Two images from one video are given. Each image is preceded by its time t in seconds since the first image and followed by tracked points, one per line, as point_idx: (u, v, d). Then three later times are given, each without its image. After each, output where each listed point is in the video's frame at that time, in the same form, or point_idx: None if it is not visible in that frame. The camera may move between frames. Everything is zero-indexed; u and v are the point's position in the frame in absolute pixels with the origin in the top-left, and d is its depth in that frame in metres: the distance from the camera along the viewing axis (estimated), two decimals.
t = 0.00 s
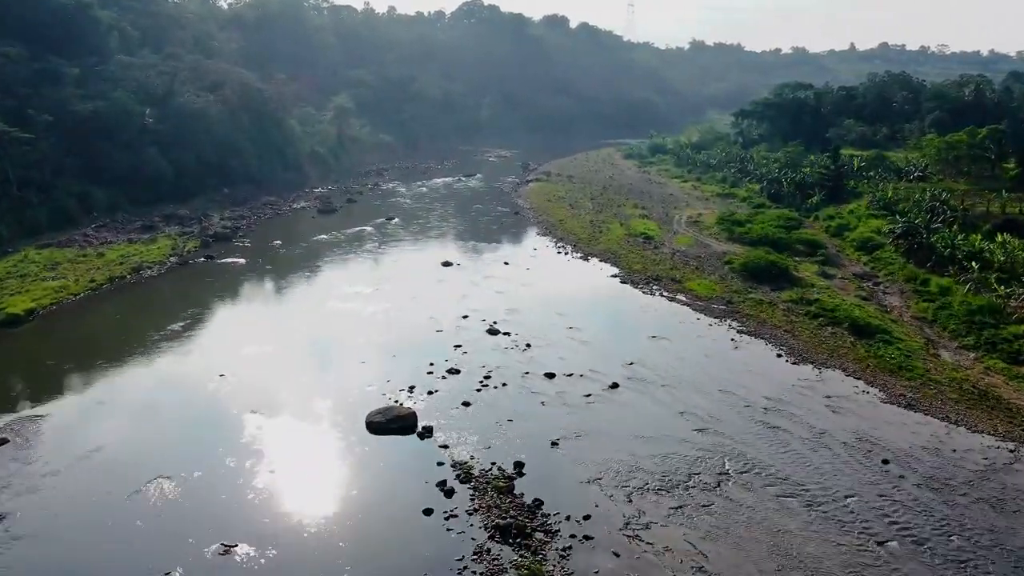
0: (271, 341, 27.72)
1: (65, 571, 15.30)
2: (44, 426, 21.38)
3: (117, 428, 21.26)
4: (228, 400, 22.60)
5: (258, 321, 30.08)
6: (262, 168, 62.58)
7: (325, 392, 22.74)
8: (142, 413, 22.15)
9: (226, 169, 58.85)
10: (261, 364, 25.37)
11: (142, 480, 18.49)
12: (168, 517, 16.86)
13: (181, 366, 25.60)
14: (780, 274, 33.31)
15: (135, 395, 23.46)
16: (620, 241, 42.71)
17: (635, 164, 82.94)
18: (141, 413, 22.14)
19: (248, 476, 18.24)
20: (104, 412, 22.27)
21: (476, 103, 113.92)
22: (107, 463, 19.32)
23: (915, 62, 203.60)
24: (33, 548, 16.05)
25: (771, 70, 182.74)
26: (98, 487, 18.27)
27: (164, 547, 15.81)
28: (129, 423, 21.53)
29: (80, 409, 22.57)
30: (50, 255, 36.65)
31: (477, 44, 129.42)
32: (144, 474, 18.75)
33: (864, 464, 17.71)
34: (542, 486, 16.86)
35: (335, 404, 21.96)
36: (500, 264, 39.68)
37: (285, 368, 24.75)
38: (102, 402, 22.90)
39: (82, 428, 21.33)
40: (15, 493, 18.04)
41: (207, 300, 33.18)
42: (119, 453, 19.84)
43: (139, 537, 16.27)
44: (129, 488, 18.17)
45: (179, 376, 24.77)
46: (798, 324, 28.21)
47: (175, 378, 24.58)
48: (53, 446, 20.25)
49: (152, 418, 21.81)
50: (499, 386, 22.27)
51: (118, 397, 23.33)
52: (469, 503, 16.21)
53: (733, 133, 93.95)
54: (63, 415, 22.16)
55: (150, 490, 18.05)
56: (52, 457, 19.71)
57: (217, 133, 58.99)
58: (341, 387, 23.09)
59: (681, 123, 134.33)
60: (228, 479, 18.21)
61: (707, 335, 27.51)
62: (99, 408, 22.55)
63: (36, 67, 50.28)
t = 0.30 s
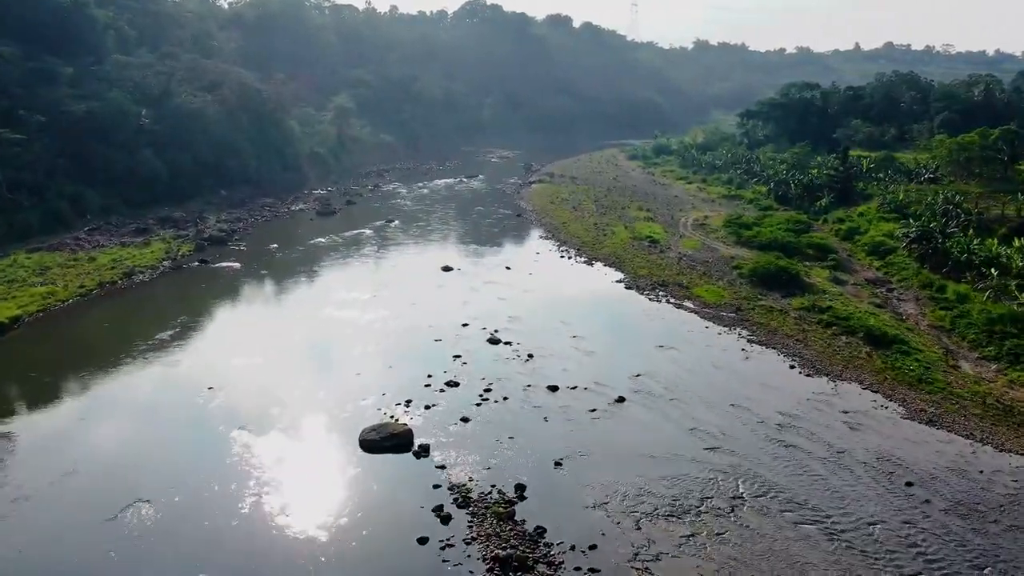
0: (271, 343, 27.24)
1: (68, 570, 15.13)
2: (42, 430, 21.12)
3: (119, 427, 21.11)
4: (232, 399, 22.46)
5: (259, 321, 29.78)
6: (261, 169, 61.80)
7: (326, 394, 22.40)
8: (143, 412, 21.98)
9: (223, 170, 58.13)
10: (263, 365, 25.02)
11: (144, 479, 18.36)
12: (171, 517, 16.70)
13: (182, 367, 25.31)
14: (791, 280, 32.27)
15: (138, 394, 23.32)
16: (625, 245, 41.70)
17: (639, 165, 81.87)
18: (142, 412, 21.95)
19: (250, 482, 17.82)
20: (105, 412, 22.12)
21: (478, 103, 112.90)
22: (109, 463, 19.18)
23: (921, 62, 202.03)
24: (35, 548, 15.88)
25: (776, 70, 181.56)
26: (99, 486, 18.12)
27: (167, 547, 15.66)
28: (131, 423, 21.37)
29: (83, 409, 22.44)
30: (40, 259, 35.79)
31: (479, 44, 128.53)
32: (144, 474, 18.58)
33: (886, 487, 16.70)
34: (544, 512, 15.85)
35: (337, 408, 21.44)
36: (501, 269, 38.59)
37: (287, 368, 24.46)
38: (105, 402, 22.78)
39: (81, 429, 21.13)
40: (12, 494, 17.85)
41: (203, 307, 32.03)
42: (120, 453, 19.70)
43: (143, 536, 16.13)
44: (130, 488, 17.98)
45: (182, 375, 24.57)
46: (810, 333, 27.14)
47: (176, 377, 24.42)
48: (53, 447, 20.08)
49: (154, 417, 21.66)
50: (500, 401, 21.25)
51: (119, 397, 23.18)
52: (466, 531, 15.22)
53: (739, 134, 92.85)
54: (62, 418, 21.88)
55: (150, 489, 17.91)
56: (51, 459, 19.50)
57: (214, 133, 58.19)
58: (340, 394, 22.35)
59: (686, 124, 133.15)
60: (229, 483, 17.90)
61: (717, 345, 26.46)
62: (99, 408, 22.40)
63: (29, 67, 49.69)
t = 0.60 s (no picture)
0: (269, 348, 26.99)
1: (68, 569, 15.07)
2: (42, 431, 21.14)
3: (121, 429, 21.20)
4: (236, 399, 22.64)
5: (257, 323, 29.66)
6: (259, 173, 62.54)
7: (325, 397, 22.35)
8: (145, 414, 22.03)
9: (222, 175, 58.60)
10: (263, 368, 25.02)
11: (148, 479, 18.41)
12: (170, 520, 16.54)
13: (182, 369, 25.33)
14: (800, 286, 31.27)
15: (140, 395, 23.45)
16: (628, 249, 40.72)
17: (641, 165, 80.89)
18: (144, 414, 22.03)
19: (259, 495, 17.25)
20: (107, 414, 22.20)
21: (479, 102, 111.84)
22: (110, 464, 19.25)
23: (923, 61, 201.16)
24: (36, 547, 15.87)
25: (779, 70, 180.61)
26: (100, 487, 18.15)
27: (168, 546, 15.60)
28: (132, 424, 21.46)
29: (85, 409, 22.52)
30: (27, 263, 34.83)
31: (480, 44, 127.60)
32: (145, 476, 18.61)
33: (910, 513, 15.69)
34: (545, 542, 14.82)
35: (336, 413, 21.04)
36: (501, 274, 37.54)
37: (286, 371, 24.48)
38: (106, 402, 22.91)
39: (82, 431, 21.18)
40: (11, 494, 17.86)
41: (190, 316, 31.05)
42: (122, 454, 19.76)
43: (146, 535, 16.09)
44: (130, 489, 17.98)
45: (184, 377, 24.65)
46: (822, 343, 26.11)
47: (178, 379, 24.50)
48: (54, 448, 20.17)
49: (155, 419, 21.71)
50: (499, 417, 20.28)
51: (120, 398, 23.28)
52: (462, 564, 14.21)
53: (741, 134, 91.88)
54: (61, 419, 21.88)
55: (150, 490, 17.92)
56: (53, 460, 19.59)
57: (210, 134, 57.19)
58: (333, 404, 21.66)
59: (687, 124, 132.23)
60: (231, 483, 17.86)
61: (724, 355, 25.45)
62: (101, 409, 22.49)
63: (20, 66, 48.62)
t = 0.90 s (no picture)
0: (265, 351, 26.70)
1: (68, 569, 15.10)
2: (41, 433, 21.21)
3: (120, 429, 21.28)
4: (235, 400, 22.69)
5: (254, 324, 29.46)
6: (254, 173, 61.14)
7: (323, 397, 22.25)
8: (145, 414, 22.10)
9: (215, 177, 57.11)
10: (261, 369, 24.99)
11: (147, 480, 18.45)
12: (171, 519, 16.61)
13: (182, 369, 25.39)
14: (809, 293, 30.30)
15: (140, 395, 23.53)
16: (630, 253, 39.73)
17: (642, 166, 79.94)
18: (144, 414, 22.10)
19: (266, 520, 16.17)
20: (107, 414, 22.29)
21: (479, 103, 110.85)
22: (110, 464, 19.33)
23: (924, 61, 200.27)
24: (35, 546, 15.93)
25: (780, 70, 179.63)
26: (100, 487, 18.21)
27: (167, 546, 15.60)
28: (132, 424, 21.53)
29: (85, 410, 22.61)
30: (12, 267, 33.89)
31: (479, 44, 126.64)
32: (145, 476, 18.67)
33: (936, 543, 14.68)
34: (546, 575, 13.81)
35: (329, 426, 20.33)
36: (500, 279, 36.48)
37: (284, 373, 24.37)
38: (107, 402, 23.03)
39: (81, 432, 21.25)
40: (11, 495, 17.92)
41: (178, 325, 30.05)
42: (121, 455, 19.82)
43: (145, 535, 16.09)
44: (130, 489, 18.03)
45: (184, 378, 24.71)
46: (834, 353, 25.10)
47: (178, 380, 24.55)
48: (55, 448, 20.27)
49: (155, 420, 21.75)
50: (497, 434, 19.31)
51: (120, 398, 23.37)
52: None
53: (744, 134, 90.88)
54: (61, 419, 22.02)
55: (149, 490, 17.96)
56: (53, 460, 19.68)
57: (204, 135, 56.25)
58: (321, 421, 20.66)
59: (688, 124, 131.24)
60: (231, 484, 17.85)
61: (732, 366, 24.47)
62: (101, 410, 22.58)
63: (9, 66, 47.74)
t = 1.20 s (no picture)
0: (263, 354, 26.34)
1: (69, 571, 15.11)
2: (40, 434, 21.12)
3: (120, 428, 21.23)
4: (234, 399, 22.63)
5: (251, 325, 29.15)
6: (249, 174, 60.07)
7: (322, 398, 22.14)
8: (145, 414, 22.04)
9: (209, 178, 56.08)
10: (261, 368, 24.89)
11: (147, 480, 18.43)
12: (173, 519, 16.60)
13: (182, 368, 25.34)
14: (818, 300, 29.30)
15: (140, 394, 23.50)
16: (632, 257, 38.71)
17: (643, 167, 78.99)
18: (143, 414, 22.04)
19: (260, 550, 15.08)
20: (107, 413, 22.25)
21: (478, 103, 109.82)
22: (110, 464, 19.31)
23: (925, 61, 199.35)
24: (36, 547, 15.93)
25: (780, 70, 178.72)
26: (100, 487, 18.20)
27: (167, 547, 15.58)
28: (131, 424, 21.45)
29: (85, 409, 22.59)
30: None
31: (479, 44, 125.67)
32: (145, 476, 18.64)
33: None
34: None
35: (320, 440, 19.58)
36: (499, 284, 35.41)
37: (283, 374, 24.19)
38: (107, 401, 23.04)
39: (81, 432, 21.20)
40: (10, 496, 17.89)
41: (163, 334, 28.92)
42: (121, 454, 19.80)
43: (146, 535, 16.08)
44: (130, 489, 18.03)
45: (184, 377, 24.69)
46: (846, 364, 24.07)
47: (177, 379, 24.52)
48: (55, 448, 20.27)
49: (154, 420, 21.69)
50: (495, 453, 18.36)
51: (120, 397, 23.33)
52: None
53: (746, 133, 89.93)
54: (62, 419, 22.01)
55: (150, 491, 17.94)
56: (52, 461, 19.65)
57: (198, 135, 55.28)
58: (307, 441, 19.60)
59: (689, 124, 130.24)
60: (230, 486, 17.78)
61: (740, 378, 23.46)
62: (100, 410, 22.53)
63: None
